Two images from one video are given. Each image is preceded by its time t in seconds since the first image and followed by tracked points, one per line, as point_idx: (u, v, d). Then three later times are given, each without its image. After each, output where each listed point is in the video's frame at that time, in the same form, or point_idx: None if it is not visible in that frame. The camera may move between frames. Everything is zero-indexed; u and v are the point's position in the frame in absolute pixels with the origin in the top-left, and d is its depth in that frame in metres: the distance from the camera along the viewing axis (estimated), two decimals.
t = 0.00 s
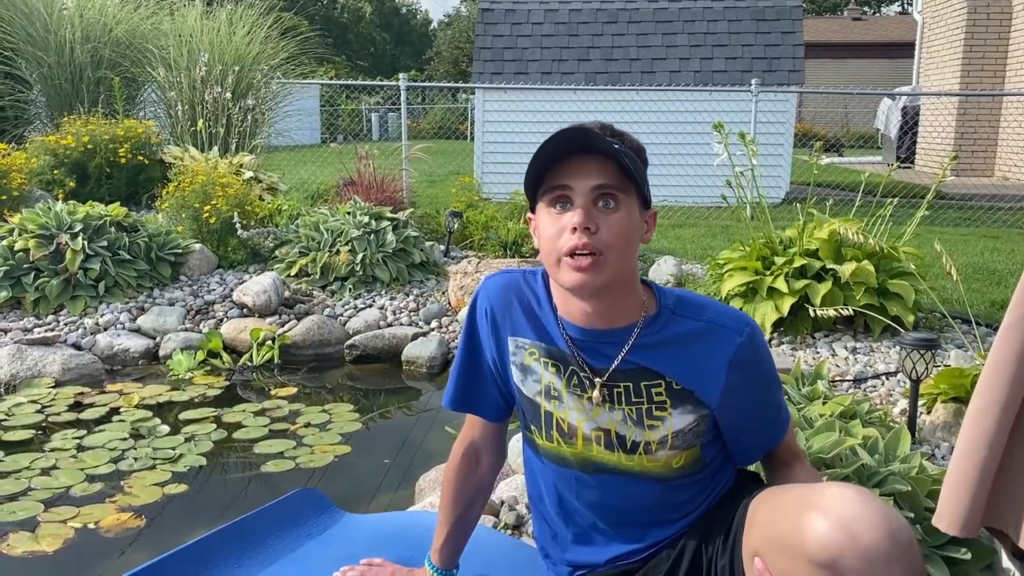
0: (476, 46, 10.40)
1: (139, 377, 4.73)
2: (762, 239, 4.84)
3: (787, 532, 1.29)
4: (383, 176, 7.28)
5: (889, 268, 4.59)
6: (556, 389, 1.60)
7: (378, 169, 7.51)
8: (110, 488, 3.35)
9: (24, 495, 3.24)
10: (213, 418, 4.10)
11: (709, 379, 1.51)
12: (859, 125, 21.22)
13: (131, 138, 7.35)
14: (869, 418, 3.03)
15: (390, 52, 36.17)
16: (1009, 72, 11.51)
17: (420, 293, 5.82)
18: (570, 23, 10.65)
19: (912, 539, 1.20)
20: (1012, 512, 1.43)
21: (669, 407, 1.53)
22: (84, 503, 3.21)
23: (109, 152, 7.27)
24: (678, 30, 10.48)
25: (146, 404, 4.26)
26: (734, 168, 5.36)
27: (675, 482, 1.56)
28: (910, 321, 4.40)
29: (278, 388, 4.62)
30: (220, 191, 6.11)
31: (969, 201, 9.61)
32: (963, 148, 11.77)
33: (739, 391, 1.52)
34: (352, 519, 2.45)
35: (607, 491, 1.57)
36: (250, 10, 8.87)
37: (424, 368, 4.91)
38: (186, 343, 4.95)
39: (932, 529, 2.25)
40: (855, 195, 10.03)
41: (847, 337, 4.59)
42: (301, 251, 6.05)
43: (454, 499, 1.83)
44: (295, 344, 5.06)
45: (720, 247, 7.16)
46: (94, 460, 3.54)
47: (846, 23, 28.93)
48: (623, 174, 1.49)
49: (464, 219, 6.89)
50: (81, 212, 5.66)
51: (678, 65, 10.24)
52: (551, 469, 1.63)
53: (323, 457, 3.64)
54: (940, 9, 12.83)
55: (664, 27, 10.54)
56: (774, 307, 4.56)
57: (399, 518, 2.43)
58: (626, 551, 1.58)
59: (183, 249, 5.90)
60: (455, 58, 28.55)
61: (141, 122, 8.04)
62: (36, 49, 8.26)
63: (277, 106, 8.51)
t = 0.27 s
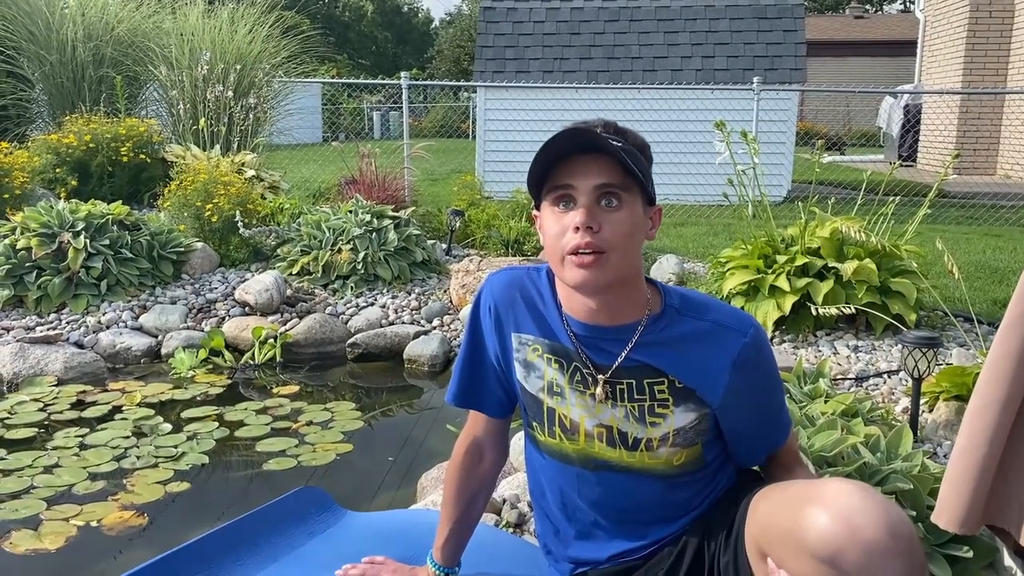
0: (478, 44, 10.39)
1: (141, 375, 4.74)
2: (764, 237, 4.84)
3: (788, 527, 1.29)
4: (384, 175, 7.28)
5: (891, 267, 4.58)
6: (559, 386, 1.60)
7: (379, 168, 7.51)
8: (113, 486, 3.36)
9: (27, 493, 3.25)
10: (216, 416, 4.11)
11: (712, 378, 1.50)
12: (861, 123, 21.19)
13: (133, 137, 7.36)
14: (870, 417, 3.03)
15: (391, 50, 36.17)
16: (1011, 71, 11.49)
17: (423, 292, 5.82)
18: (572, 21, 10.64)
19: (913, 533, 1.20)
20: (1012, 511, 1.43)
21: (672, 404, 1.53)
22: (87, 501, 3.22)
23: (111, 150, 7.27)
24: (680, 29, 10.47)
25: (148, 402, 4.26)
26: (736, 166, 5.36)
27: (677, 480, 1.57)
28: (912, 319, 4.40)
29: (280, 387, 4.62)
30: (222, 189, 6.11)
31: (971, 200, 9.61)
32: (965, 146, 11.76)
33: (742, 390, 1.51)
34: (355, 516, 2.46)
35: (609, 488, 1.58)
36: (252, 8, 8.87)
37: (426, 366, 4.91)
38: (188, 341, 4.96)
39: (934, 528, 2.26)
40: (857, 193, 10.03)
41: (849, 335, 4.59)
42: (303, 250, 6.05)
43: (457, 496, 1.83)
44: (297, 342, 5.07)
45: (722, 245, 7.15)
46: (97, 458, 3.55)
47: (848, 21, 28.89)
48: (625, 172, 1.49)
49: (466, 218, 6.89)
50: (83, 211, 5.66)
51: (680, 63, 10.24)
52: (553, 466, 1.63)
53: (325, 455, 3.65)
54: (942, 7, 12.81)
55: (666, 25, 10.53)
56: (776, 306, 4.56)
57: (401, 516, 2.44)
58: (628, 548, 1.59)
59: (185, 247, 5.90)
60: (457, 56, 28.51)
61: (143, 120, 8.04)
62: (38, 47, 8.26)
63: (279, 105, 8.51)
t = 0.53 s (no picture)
0: (479, 43, 10.39)
1: (143, 374, 4.74)
2: (766, 236, 4.84)
3: (790, 531, 1.29)
4: (386, 174, 7.28)
5: (892, 266, 4.58)
6: (562, 384, 1.60)
7: (381, 167, 7.51)
8: (114, 485, 3.36)
9: (28, 492, 3.25)
10: (217, 415, 4.11)
11: (715, 376, 1.51)
12: (863, 123, 21.18)
13: (135, 135, 7.36)
14: (872, 416, 3.04)
15: (393, 50, 36.16)
16: (1014, 70, 11.48)
17: (424, 291, 5.82)
18: (573, 20, 10.64)
19: (916, 537, 1.20)
20: (1014, 511, 1.43)
21: (676, 401, 1.53)
22: (89, 500, 3.22)
23: (112, 149, 7.27)
24: (682, 28, 10.46)
25: (150, 401, 4.27)
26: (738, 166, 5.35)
27: (681, 478, 1.57)
28: (913, 319, 4.40)
29: (282, 386, 4.63)
30: (224, 188, 6.11)
31: (973, 199, 9.60)
32: (967, 146, 11.75)
33: (745, 389, 1.52)
34: (356, 515, 2.46)
35: (613, 487, 1.58)
36: (253, 7, 8.87)
37: (427, 365, 4.92)
38: (189, 340, 4.96)
39: (935, 527, 2.25)
40: (859, 192, 10.03)
41: (851, 335, 4.59)
42: (304, 249, 6.05)
43: (458, 495, 1.83)
44: (299, 341, 5.07)
45: (723, 245, 7.15)
46: (99, 457, 3.55)
47: (850, 20, 28.86)
48: (626, 171, 1.49)
49: (468, 217, 6.89)
50: (85, 209, 5.66)
51: (682, 63, 10.23)
52: (556, 465, 1.63)
53: (326, 453, 3.65)
54: (944, 6, 12.80)
55: (668, 24, 10.52)
56: (778, 305, 4.55)
57: (402, 514, 2.44)
58: (631, 546, 1.59)
59: (187, 246, 5.90)
60: (459, 56, 28.48)
61: (145, 120, 8.05)
62: (40, 46, 8.27)
63: (280, 104, 8.52)
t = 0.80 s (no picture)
0: (480, 43, 10.39)
1: (144, 373, 4.75)
2: (767, 236, 4.84)
3: (795, 531, 1.29)
4: (387, 174, 7.28)
5: (893, 267, 4.58)
6: (562, 386, 1.60)
7: (382, 166, 7.51)
8: (115, 484, 3.36)
9: (29, 491, 3.25)
10: (218, 414, 4.11)
11: (717, 379, 1.50)
12: (864, 123, 21.16)
13: (136, 135, 7.36)
14: (873, 416, 3.04)
15: (395, 49, 36.15)
16: (1015, 70, 11.47)
17: (425, 290, 5.82)
18: (575, 20, 10.63)
19: (922, 539, 1.20)
20: (1015, 511, 1.43)
21: (678, 404, 1.53)
22: (89, 499, 3.22)
23: (114, 148, 7.27)
24: (683, 28, 10.45)
25: (151, 400, 4.27)
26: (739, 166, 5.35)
27: (682, 480, 1.57)
28: (914, 319, 4.40)
29: (282, 385, 4.63)
30: (225, 187, 6.11)
31: (974, 199, 9.60)
32: (968, 146, 11.75)
33: (747, 392, 1.51)
34: (357, 515, 2.46)
35: (613, 488, 1.58)
36: (255, 7, 8.88)
37: (428, 365, 4.92)
38: (190, 339, 4.96)
39: (935, 527, 2.25)
40: (860, 192, 10.02)
41: (851, 335, 4.59)
42: (305, 248, 6.06)
43: (459, 494, 1.83)
44: (299, 341, 5.07)
45: (724, 245, 7.15)
46: (99, 456, 3.56)
47: (851, 20, 28.85)
48: (628, 170, 1.49)
49: (469, 216, 6.89)
50: (87, 209, 5.66)
51: (683, 63, 10.23)
52: (557, 466, 1.63)
53: (327, 453, 3.65)
54: (946, 6, 12.79)
55: (669, 24, 10.52)
56: (779, 305, 4.55)
57: (403, 514, 2.44)
58: (631, 548, 1.60)
59: (188, 245, 5.90)
60: (460, 55, 28.46)
61: (146, 119, 8.05)
62: (42, 46, 8.28)
63: (282, 103, 8.52)
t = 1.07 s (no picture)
0: (481, 43, 10.39)
1: (144, 373, 4.75)
2: (767, 237, 4.84)
3: (796, 546, 1.30)
4: (388, 174, 7.28)
5: (894, 267, 4.58)
6: (560, 385, 1.60)
7: (383, 166, 7.51)
8: (116, 483, 3.36)
9: (30, 490, 3.25)
10: (218, 414, 4.11)
11: (715, 379, 1.50)
12: (865, 123, 21.16)
13: (137, 134, 7.36)
14: (873, 417, 3.04)
15: (396, 50, 36.16)
16: (1016, 71, 11.47)
17: (426, 290, 5.82)
18: (576, 20, 10.62)
19: (921, 558, 1.21)
20: (1015, 512, 1.43)
21: (675, 404, 1.52)
22: (90, 498, 3.22)
23: (115, 148, 7.28)
24: (684, 28, 10.45)
25: (151, 400, 4.27)
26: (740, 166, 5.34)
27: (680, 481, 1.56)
28: (915, 320, 4.40)
29: (283, 385, 4.63)
30: (226, 187, 6.11)
31: (975, 200, 9.60)
32: (969, 147, 11.74)
33: (746, 393, 1.51)
34: (357, 515, 2.46)
35: (612, 488, 1.58)
36: (256, 6, 8.88)
37: (429, 365, 4.92)
38: (191, 339, 4.96)
39: (935, 528, 2.25)
40: (861, 193, 10.02)
41: (852, 336, 4.59)
42: (306, 248, 6.06)
43: (460, 493, 1.83)
44: (300, 341, 5.07)
45: (725, 245, 7.15)
46: (100, 456, 3.56)
47: (852, 21, 28.85)
48: (621, 165, 1.49)
49: (469, 216, 6.89)
50: (87, 208, 5.66)
51: (684, 63, 10.23)
52: (556, 466, 1.63)
53: (328, 453, 3.65)
54: (946, 7, 12.79)
55: (670, 24, 10.52)
56: (779, 306, 4.55)
57: (403, 514, 2.44)
58: (630, 548, 1.59)
59: (188, 245, 5.91)
60: (461, 55, 28.46)
61: (147, 119, 8.06)
62: (43, 45, 8.28)
63: (282, 103, 8.52)
